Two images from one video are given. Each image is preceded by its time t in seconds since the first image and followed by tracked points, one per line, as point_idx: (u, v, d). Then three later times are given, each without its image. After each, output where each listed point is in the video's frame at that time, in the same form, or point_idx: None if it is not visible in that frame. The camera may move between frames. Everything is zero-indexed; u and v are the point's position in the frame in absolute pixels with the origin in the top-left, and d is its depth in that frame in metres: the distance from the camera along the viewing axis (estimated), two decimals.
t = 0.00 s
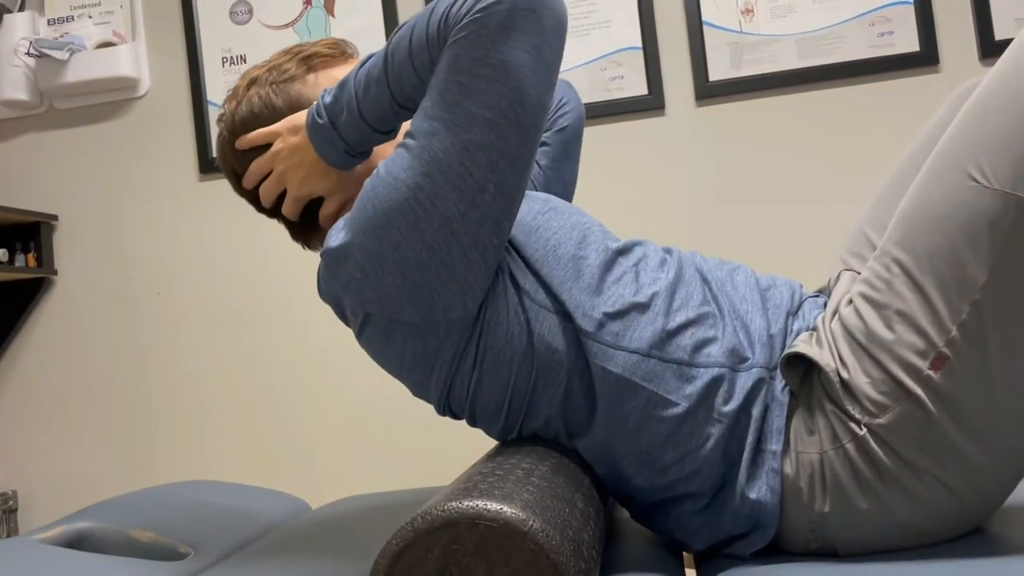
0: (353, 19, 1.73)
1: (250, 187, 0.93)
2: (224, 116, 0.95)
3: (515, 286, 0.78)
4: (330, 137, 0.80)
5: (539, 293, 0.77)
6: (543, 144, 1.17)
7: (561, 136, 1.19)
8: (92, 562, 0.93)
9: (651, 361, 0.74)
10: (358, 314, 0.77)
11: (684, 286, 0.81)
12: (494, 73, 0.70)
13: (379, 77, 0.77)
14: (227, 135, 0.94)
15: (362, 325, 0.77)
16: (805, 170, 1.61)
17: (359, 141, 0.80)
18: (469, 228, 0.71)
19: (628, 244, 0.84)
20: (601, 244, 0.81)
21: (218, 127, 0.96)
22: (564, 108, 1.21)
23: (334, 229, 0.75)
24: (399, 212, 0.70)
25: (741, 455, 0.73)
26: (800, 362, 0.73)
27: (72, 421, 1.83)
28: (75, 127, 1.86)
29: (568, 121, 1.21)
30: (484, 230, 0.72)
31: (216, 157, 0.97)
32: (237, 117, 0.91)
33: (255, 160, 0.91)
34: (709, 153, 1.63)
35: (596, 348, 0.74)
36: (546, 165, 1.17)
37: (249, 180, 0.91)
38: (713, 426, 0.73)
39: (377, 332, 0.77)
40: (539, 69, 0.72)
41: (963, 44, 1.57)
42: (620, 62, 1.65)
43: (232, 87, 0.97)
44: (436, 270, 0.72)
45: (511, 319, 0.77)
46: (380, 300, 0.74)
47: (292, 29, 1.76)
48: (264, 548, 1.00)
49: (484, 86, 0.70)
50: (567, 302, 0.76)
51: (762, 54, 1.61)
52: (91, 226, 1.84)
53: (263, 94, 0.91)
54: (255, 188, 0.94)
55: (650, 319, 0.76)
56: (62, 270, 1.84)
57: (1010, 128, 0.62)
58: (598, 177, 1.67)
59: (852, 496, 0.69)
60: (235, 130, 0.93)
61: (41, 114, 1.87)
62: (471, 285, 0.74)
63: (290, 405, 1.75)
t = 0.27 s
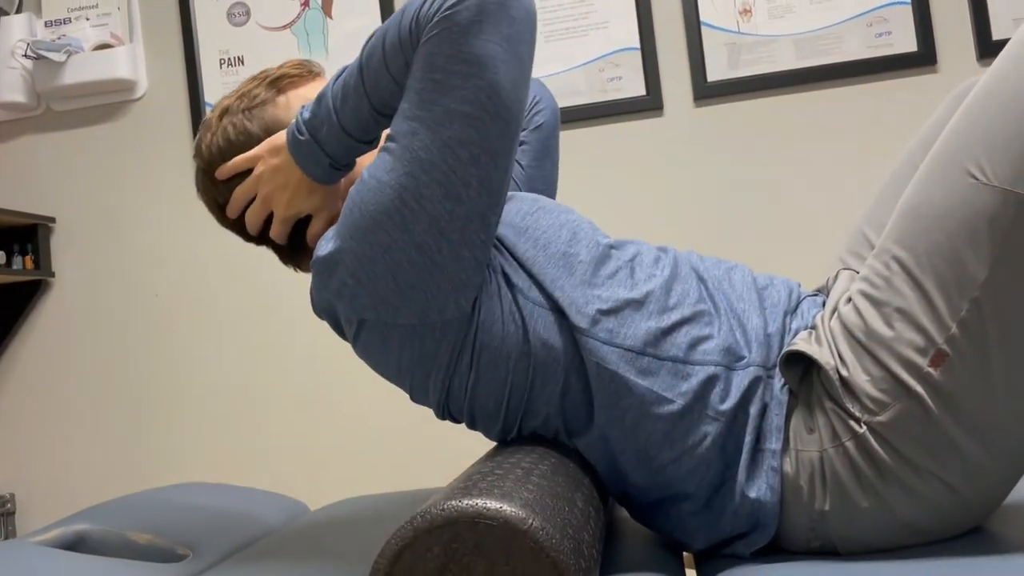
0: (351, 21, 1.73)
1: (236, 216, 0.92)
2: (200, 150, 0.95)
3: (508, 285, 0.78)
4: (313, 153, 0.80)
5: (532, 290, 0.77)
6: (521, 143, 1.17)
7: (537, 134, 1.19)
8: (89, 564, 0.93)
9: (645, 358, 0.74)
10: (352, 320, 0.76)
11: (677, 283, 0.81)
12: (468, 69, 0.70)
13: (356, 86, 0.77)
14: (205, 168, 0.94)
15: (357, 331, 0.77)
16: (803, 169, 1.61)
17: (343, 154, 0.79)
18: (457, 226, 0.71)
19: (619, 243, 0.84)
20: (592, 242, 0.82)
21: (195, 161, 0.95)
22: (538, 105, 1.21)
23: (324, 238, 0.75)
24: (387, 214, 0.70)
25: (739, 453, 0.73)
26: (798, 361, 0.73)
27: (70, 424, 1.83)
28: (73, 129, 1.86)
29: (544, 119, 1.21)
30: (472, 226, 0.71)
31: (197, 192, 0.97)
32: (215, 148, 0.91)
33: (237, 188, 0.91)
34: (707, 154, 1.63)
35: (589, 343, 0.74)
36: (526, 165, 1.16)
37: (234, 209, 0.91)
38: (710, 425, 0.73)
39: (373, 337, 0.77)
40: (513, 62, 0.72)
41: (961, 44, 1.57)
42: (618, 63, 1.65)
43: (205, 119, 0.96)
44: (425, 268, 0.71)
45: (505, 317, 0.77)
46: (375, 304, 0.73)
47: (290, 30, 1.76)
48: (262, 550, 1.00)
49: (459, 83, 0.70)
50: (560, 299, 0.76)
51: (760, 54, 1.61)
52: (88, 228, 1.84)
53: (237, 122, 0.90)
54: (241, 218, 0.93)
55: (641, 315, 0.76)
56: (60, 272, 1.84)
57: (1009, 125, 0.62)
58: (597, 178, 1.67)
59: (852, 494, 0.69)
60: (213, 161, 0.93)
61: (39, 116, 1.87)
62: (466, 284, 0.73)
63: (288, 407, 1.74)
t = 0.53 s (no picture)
0: (350, 23, 1.73)
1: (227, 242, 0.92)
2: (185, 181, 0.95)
3: (501, 285, 0.78)
4: (300, 168, 0.80)
5: (523, 290, 0.78)
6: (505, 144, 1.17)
7: (520, 133, 1.19)
8: (89, 566, 0.93)
9: (637, 359, 0.75)
10: (347, 325, 0.77)
11: (670, 283, 0.81)
12: (444, 68, 0.70)
13: (336, 96, 0.77)
14: (192, 197, 0.94)
15: (352, 335, 0.77)
16: (801, 170, 1.61)
17: (330, 166, 0.80)
18: (444, 226, 0.70)
19: (610, 244, 0.85)
20: (583, 243, 0.82)
21: (181, 192, 0.96)
22: (518, 105, 1.21)
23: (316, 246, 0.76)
24: (373, 219, 0.70)
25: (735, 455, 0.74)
26: (795, 363, 0.73)
27: (68, 426, 1.83)
28: (71, 132, 1.86)
29: (524, 118, 1.21)
30: (459, 226, 0.71)
31: (186, 223, 0.97)
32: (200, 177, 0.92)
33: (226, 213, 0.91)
34: (705, 155, 1.63)
35: (582, 342, 0.75)
36: (513, 164, 1.16)
37: (225, 234, 0.91)
38: (703, 426, 0.73)
39: (368, 341, 0.77)
40: (488, 59, 0.72)
41: (958, 45, 1.57)
42: (616, 64, 1.65)
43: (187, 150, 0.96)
44: (412, 271, 0.71)
45: (498, 319, 0.77)
46: (367, 309, 0.74)
47: (288, 32, 1.76)
48: (261, 552, 1.00)
49: (436, 83, 0.70)
50: (552, 300, 0.76)
51: (757, 56, 1.61)
52: (86, 231, 1.84)
53: (218, 149, 0.91)
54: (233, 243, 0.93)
55: (633, 316, 0.77)
56: (58, 274, 1.84)
57: (1006, 127, 0.62)
58: (595, 179, 1.67)
59: (850, 495, 0.69)
60: (200, 190, 0.93)
61: (37, 118, 1.87)
62: (458, 285, 0.74)
63: (286, 409, 1.74)
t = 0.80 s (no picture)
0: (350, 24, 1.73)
1: (222, 265, 0.92)
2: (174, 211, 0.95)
3: (496, 286, 0.79)
4: (288, 181, 0.80)
5: (519, 290, 0.79)
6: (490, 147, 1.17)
7: (504, 136, 1.19)
8: (89, 568, 0.93)
9: (632, 360, 0.75)
10: (343, 329, 0.77)
11: (665, 283, 0.81)
12: (424, 68, 0.71)
13: (320, 105, 0.77)
14: (182, 225, 0.94)
15: (349, 340, 0.78)
16: (801, 171, 1.61)
17: (317, 177, 0.80)
18: (434, 226, 0.70)
19: (605, 244, 0.85)
20: (576, 243, 0.83)
21: (171, 220, 0.96)
22: (500, 107, 1.21)
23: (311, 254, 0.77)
24: (364, 221, 0.70)
25: (731, 456, 0.74)
26: (794, 364, 0.73)
27: (68, 428, 1.83)
28: (71, 134, 1.86)
29: (507, 120, 1.21)
30: (450, 224, 0.71)
31: (180, 253, 0.97)
32: (189, 204, 0.91)
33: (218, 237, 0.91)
34: (705, 156, 1.64)
35: (578, 342, 0.75)
36: (500, 167, 1.16)
37: (219, 258, 0.91)
38: (698, 428, 0.73)
39: (365, 345, 0.77)
40: (466, 57, 0.72)
41: (958, 46, 1.57)
42: (615, 66, 1.65)
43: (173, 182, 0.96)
44: (404, 272, 0.71)
45: (494, 319, 0.77)
46: (363, 312, 0.74)
47: (288, 34, 1.76)
48: (261, 554, 1.00)
49: (417, 83, 0.70)
50: (547, 300, 0.77)
51: (757, 57, 1.61)
52: (86, 232, 1.84)
53: (205, 175, 0.90)
54: (227, 266, 0.93)
55: (627, 316, 0.77)
56: (58, 276, 1.84)
57: (1003, 130, 0.62)
58: (595, 181, 1.67)
59: (848, 496, 0.69)
60: (189, 217, 0.93)
61: (37, 120, 1.87)
62: (451, 286, 0.74)
63: (286, 411, 1.74)
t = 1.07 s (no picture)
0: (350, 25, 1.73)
1: (217, 291, 0.92)
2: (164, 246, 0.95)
3: (488, 284, 0.80)
4: (271, 197, 0.81)
5: (511, 289, 0.79)
6: (471, 150, 1.17)
7: (484, 138, 1.19)
8: (89, 569, 0.93)
9: (624, 360, 0.75)
10: (337, 334, 0.77)
11: (657, 281, 0.82)
12: (395, 69, 0.71)
13: (296, 118, 0.77)
14: (172, 257, 0.94)
15: (344, 346, 0.78)
16: (801, 171, 1.61)
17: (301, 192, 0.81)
18: (418, 225, 0.70)
19: (595, 243, 0.86)
20: (566, 243, 0.83)
21: (161, 254, 0.96)
22: (478, 110, 1.21)
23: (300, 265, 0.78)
24: (349, 226, 0.70)
25: (726, 455, 0.74)
26: (793, 363, 0.73)
27: (68, 428, 1.83)
28: (72, 134, 1.86)
29: (486, 122, 1.21)
30: (436, 223, 0.71)
31: (174, 286, 0.97)
32: (176, 234, 0.92)
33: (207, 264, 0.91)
34: (705, 156, 1.64)
35: (572, 340, 0.76)
36: (484, 168, 1.16)
37: (212, 284, 0.91)
38: (690, 428, 0.74)
39: (360, 349, 0.78)
40: (437, 54, 0.72)
41: (958, 46, 1.57)
42: (615, 66, 1.65)
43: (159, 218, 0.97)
44: (391, 274, 0.71)
45: (487, 319, 0.78)
46: (354, 316, 0.74)
47: (288, 35, 1.76)
48: (261, 555, 1.00)
49: (391, 84, 0.71)
50: (540, 299, 0.78)
51: (757, 57, 1.61)
52: (87, 232, 1.84)
53: (189, 203, 0.91)
54: (222, 292, 0.93)
55: (617, 315, 0.77)
56: (59, 277, 1.84)
57: (1003, 130, 0.62)
58: (595, 181, 1.67)
59: (847, 497, 0.69)
60: (178, 248, 0.93)
61: (38, 121, 1.87)
62: (442, 287, 0.74)
63: (286, 411, 1.74)
